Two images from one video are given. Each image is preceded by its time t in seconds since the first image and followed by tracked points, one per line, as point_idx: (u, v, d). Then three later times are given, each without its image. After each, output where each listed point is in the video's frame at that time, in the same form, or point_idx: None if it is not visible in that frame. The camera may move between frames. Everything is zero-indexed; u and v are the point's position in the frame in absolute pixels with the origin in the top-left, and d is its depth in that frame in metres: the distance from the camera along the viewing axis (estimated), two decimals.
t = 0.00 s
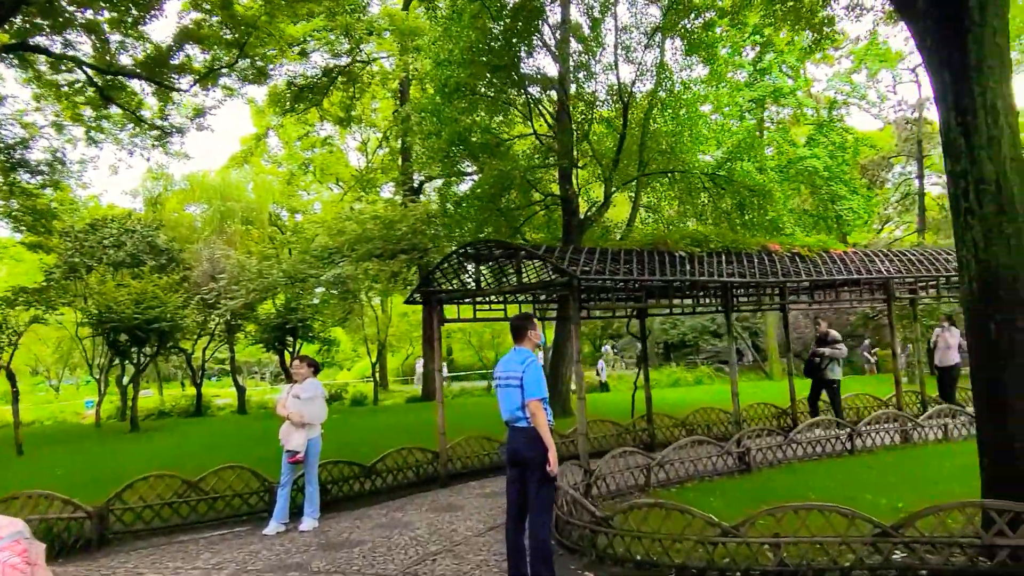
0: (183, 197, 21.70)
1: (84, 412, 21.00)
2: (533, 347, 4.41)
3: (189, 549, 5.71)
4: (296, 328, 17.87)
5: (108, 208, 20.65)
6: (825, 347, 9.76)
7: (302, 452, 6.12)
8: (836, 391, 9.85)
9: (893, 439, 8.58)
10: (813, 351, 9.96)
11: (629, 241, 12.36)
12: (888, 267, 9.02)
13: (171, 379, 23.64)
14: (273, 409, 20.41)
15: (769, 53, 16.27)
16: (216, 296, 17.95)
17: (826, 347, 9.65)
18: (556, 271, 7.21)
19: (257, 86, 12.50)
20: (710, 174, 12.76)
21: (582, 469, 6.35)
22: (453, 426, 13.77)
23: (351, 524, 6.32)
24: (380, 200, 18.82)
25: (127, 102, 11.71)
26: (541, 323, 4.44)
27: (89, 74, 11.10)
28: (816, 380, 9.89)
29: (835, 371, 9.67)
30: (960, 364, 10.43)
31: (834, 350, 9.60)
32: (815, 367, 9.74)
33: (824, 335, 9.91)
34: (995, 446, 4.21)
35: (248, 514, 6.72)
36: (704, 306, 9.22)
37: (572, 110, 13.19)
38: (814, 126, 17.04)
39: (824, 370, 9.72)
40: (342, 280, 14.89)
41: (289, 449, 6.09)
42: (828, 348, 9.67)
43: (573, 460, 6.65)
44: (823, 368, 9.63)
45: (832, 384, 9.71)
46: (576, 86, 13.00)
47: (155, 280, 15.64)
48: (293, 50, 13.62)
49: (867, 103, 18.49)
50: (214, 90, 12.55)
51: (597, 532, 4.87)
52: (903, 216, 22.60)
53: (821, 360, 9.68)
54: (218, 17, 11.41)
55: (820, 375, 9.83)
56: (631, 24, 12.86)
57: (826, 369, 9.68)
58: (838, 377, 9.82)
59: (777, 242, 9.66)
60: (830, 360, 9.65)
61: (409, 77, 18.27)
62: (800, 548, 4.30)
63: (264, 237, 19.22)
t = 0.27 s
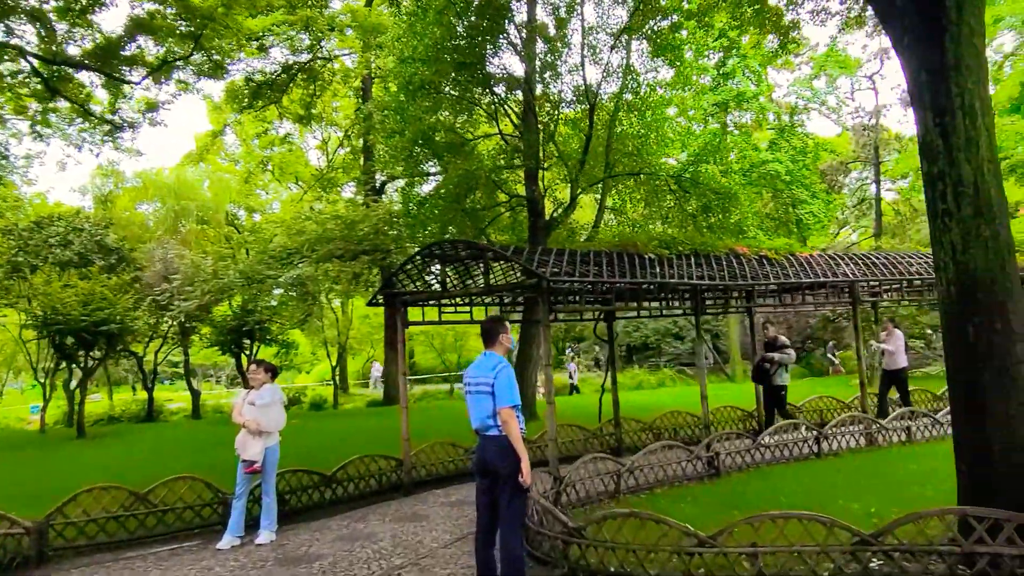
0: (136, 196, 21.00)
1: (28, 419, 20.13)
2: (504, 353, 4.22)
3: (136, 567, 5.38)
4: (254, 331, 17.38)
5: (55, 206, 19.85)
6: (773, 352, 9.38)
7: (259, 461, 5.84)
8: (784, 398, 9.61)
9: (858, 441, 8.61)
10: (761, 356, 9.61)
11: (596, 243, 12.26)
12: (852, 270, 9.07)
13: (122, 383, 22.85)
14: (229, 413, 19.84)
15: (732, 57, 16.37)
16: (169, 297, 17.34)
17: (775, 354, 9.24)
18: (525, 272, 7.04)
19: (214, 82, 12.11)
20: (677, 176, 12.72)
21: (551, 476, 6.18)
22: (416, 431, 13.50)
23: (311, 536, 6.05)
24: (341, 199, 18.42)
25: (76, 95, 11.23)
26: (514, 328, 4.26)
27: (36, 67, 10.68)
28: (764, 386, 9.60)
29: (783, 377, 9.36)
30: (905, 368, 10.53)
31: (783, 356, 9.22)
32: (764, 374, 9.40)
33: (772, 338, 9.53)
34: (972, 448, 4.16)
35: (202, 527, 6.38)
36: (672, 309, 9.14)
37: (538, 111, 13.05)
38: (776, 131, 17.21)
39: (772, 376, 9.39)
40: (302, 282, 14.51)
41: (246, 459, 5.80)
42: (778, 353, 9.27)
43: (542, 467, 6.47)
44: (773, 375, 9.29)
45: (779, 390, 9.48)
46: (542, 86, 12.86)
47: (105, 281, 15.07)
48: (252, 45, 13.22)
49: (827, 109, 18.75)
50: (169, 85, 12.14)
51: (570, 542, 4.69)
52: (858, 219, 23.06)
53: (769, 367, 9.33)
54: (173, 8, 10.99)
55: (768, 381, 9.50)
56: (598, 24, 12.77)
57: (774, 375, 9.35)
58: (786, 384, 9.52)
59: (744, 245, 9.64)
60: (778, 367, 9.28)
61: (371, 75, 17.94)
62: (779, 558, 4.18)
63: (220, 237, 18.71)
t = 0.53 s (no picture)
0: (92, 193, 20.31)
1: None
2: (486, 355, 4.02)
3: None
4: (216, 332, 16.88)
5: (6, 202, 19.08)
6: (737, 355, 9.39)
7: (223, 470, 5.55)
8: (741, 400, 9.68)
9: (833, 444, 8.60)
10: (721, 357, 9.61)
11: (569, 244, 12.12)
12: (827, 272, 9.11)
13: (76, 385, 22.07)
14: (190, 417, 19.26)
15: (704, 61, 16.39)
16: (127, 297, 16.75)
17: (741, 357, 9.26)
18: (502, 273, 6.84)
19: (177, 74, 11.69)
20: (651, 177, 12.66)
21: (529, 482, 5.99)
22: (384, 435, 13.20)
23: (278, 548, 5.76)
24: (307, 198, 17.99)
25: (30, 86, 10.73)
26: (497, 329, 4.07)
27: None
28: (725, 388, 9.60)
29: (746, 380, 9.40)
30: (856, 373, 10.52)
31: (748, 359, 9.26)
32: (728, 377, 9.36)
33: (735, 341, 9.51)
34: (964, 449, 4.06)
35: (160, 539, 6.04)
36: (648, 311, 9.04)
37: (511, 110, 12.89)
38: (746, 135, 17.28)
39: (736, 379, 9.38)
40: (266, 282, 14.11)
41: (208, 468, 5.51)
42: (742, 356, 9.30)
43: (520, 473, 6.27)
44: (738, 378, 9.28)
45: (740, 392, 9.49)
46: (514, 86, 12.63)
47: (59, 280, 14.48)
48: (217, 37, 12.81)
49: (796, 114, 18.91)
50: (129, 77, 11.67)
51: (552, 553, 4.49)
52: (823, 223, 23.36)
53: (735, 370, 9.32)
54: None
55: (730, 384, 9.50)
56: (571, 23, 12.63)
57: (739, 378, 9.35)
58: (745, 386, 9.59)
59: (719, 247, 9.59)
60: (743, 369, 9.32)
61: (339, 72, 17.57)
62: (768, 566, 4.02)
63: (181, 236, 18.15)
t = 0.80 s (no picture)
0: (42, 189, 19.52)
1: None
2: (469, 358, 3.83)
3: None
4: (173, 334, 16.33)
5: None
6: (695, 359, 9.36)
7: (184, 479, 5.24)
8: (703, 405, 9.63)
9: (805, 446, 8.59)
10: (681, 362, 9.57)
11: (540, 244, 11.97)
12: (799, 273, 9.10)
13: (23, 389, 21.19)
14: (145, 422, 18.62)
15: (672, 63, 16.41)
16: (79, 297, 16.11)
17: (699, 362, 9.24)
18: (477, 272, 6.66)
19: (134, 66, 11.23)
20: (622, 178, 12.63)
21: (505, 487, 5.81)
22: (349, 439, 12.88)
23: (243, 560, 5.48)
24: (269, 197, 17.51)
25: None
26: (480, 330, 3.88)
27: None
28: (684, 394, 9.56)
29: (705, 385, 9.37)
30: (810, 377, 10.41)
31: (705, 364, 9.24)
32: (686, 383, 9.35)
33: (694, 345, 9.49)
34: (955, 448, 3.99)
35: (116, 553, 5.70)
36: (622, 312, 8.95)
37: (480, 109, 12.68)
38: (714, 137, 17.35)
39: (694, 384, 9.35)
40: (227, 282, 13.68)
41: (168, 477, 5.20)
42: (699, 360, 9.27)
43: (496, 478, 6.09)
44: (696, 384, 9.26)
45: (700, 397, 9.44)
46: (483, 87, 12.34)
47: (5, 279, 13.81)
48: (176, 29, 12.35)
49: (761, 118, 19.08)
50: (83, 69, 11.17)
51: (533, 563, 4.29)
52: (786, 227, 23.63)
53: (692, 374, 9.29)
54: None
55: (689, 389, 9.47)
56: (541, 22, 12.45)
57: (697, 383, 9.33)
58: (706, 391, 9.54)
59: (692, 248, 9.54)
60: (701, 374, 9.30)
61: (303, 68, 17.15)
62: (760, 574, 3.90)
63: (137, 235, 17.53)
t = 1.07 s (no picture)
0: None
1: None
2: (454, 365, 3.63)
3: None
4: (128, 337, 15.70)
5: None
6: (655, 364, 9.34)
7: (144, 492, 4.93)
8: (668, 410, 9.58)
9: (780, 450, 8.58)
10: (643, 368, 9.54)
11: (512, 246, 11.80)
12: (773, 277, 9.14)
13: None
14: (98, 428, 17.91)
15: (642, 66, 16.38)
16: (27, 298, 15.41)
17: (658, 367, 9.20)
18: (453, 274, 6.47)
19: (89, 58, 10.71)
20: (594, 180, 12.55)
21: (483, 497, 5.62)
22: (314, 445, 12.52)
23: None
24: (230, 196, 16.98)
25: None
26: (465, 336, 3.68)
27: None
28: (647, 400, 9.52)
29: (666, 391, 9.32)
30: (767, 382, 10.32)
31: (665, 368, 9.20)
32: (647, 388, 9.32)
33: (654, 350, 9.44)
34: (949, 453, 4.07)
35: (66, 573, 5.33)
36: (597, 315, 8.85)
37: (450, 108, 12.44)
38: (683, 141, 17.37)
39: (655, 389, 9.32)
40: (186, 283, 13.20)
41: (127, 491, 4.88)
42: (660, 365, 9.25)
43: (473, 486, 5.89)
44: (656, 389, 9.23)
45: (663, 403, 9.39)
46: (451, 87, 12.02)
47: None
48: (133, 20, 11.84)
49: (728, 123, 19.19)
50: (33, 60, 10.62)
51: None
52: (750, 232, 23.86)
53: (652, 379, 9.27)
54: None
55: (651, 396, 9.44)
56: (512, 22, 12.28)
57: (657, 389, 9.31)
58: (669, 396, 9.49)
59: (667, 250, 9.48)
60: (661, 379, 9.27)
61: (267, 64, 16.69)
62: None
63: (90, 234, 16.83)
